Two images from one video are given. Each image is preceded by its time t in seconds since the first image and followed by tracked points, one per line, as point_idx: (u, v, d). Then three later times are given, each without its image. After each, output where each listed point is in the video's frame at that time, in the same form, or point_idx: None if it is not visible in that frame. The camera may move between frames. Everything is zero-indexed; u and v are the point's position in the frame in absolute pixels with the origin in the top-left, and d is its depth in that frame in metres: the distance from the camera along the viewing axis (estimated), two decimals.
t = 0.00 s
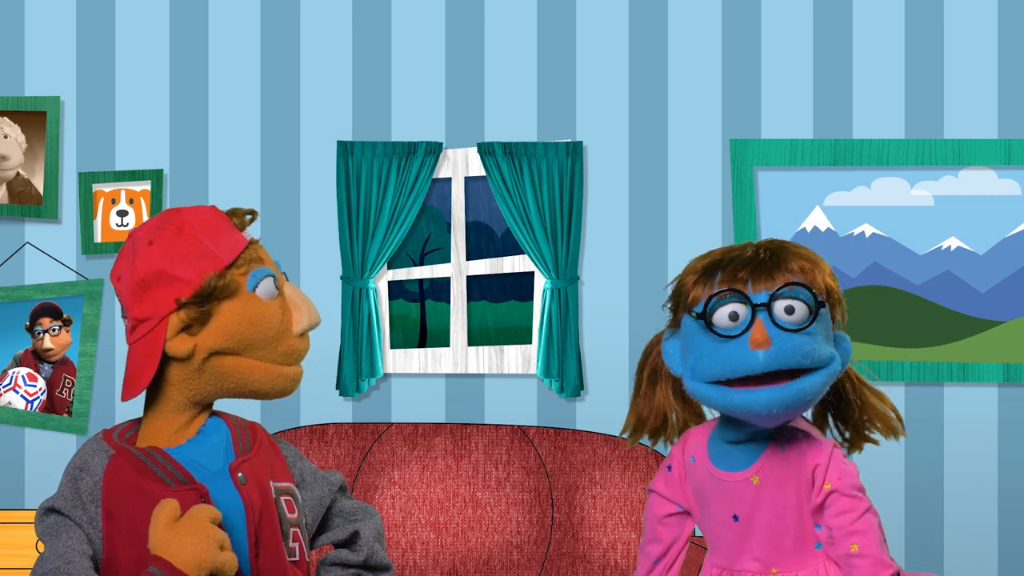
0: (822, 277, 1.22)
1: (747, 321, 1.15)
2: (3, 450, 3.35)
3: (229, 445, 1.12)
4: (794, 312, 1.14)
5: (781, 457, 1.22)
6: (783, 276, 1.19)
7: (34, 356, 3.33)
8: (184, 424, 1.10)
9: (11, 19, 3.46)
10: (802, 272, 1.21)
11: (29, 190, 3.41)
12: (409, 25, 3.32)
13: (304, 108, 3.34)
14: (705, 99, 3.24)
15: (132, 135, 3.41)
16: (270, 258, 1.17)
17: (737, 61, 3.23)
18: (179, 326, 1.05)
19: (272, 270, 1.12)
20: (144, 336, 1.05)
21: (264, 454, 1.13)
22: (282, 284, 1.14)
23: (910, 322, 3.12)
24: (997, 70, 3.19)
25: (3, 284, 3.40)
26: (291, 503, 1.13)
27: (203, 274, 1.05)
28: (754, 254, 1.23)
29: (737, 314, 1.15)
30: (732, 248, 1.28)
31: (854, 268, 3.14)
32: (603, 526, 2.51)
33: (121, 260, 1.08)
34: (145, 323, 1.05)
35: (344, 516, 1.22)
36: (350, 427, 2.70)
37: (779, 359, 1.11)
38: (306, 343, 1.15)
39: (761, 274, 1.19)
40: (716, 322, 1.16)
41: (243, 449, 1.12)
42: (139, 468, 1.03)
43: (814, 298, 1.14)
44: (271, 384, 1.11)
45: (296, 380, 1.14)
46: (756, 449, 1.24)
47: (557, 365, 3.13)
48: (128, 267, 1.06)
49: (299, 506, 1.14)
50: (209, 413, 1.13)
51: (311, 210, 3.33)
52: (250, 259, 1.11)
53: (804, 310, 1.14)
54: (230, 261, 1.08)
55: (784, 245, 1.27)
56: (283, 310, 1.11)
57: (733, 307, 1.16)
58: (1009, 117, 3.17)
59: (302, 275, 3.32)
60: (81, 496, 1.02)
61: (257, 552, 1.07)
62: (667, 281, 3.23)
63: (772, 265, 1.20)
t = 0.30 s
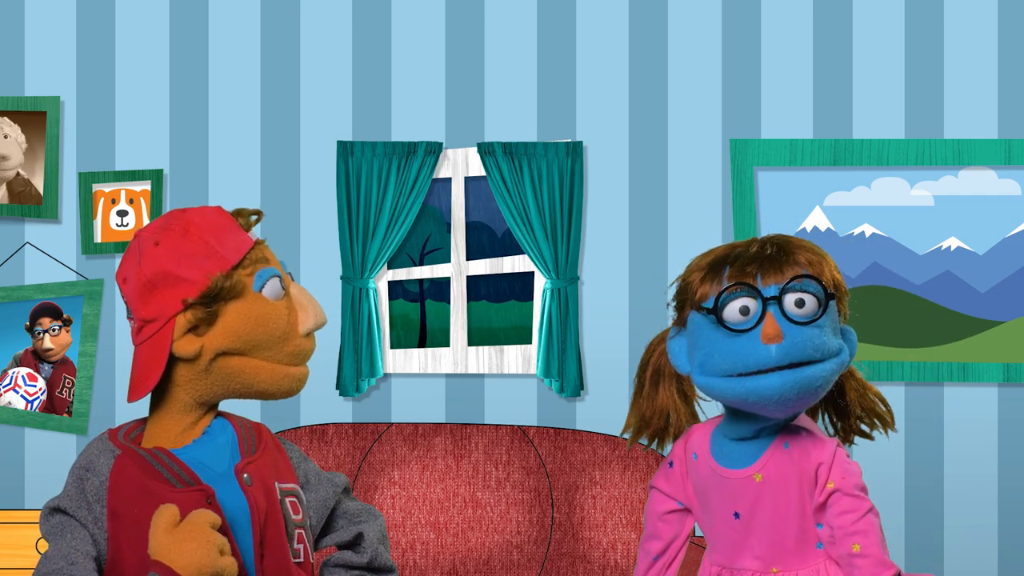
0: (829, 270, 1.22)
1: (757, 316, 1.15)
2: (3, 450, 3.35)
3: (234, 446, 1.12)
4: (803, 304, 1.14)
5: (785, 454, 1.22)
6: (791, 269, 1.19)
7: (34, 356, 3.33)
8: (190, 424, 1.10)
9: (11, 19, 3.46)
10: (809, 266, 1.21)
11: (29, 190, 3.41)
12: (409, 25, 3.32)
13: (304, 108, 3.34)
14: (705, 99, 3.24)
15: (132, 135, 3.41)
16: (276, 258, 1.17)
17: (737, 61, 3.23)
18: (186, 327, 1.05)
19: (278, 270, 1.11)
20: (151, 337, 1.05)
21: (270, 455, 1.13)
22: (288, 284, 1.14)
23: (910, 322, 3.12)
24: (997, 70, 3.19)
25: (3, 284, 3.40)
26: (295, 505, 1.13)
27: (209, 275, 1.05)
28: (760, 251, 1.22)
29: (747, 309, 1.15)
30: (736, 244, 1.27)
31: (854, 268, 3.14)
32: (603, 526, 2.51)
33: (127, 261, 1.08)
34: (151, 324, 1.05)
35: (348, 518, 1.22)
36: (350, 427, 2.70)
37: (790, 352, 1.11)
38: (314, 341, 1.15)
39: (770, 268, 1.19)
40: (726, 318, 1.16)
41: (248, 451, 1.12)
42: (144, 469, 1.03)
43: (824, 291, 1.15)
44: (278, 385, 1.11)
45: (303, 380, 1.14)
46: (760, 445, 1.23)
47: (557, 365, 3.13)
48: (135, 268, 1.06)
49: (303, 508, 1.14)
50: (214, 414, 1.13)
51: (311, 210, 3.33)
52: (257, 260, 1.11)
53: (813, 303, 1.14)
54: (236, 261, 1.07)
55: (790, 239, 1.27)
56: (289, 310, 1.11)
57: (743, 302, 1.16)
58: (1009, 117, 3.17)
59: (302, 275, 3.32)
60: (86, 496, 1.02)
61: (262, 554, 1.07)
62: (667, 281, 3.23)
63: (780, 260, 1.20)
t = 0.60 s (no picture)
0: (828, 274, 1.23)
1: (756, 320, 1.15)
2: (3, 450, 3.35)
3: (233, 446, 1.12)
4: (802, 309, 1.14)
5: (785, 457, 1.22)
6: (791, 274, 1.19)
7: (34, 356, 3.33)
8: (188, 425, 1.10)
9: (11, 19, 3.45)
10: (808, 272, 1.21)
11: (29, 190, 3.41)
12: (409, 26, 3.32)
13: (304, 108, 3.34)
14: (705, 99, 3.24)
15: (132, 135, 3.41)
16: (275, 258, 1.17)
17: (737, 61, 3.23)
18: (185, 326, 1.05)
19: (277, 270, 1.11)
20: (151, 337, 1.05)
21: (268, 455, 1.13)
22: (287, 284, 1.14)
23: (910, 322, 3.12)
24: (997, 70, 3.19)
25: (3, 284, 3.40)
26: (294, 504, 1.13)
27: (208, 275, 1.05)
28: (759, 255, 1.22)
29: (746, 314, 1.15)
30: (737, 247, 1.27)
31: (853, 268, 3.14)
32: (603, 526, 2.51)
33: (127, 261, 1.08)
34: (151, 324, 1.05)
35: (346, 517, 1.22)
36: (349, 427, 2.70)
37: (788, 357, 1.11)
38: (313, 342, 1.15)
39: (769, 273, 1.19)
40: (724, 322, 1.17)
41: (247, 450, 1.12)
42: (142, 468, 1.03)
43: (823, 297, 1.15)
44: (276, 386, 1.11)
45: (301, 380, 1.14)
46: (759, 449, 1.23)
47: (557, 365, 3.13)
48: (134, 268, 1.06)
49: (302, 507, 1.14)
50: (213, 414, 1.13)
51: (311, 210, 3.33)
52: (256, 260, 1.11)
53: (811, 309, 1.14)
54: (235, 262, 1.08)
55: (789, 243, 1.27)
56: (288, 310, 1.11)
57: (742, 307, 1.16)
58: (1009, 117, 3.17)
59: (302, 275, 3.32)
60: (84, 496, 1.02)
61: (260, 553, 1.07)
62: (667, 282, 3.23)
63: (779, 265, 1.20)
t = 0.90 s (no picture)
0: (829, 286, 1.21)
1: (754, 338, 1.15)
2: (3, 450, 3.35)
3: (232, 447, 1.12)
4: (801, 324, 1.14)
5: (796, 463, 1.23)
6: (787, 287, 1.18)
7: (34, 356, 3.33)
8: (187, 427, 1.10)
9: (11, 19, 3.45)
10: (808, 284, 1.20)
11: (29, 190, 3.41)
12: (409, 26, 3.32)
13: (304, 108, 3.34)
14: (705, 99, 3.24)
15: (132, 135, 3.41)
16: (249, 258, 1.14)
17: (737, 61, 3.23)
18: (185, 361, 1.05)
19: (257, 274, 1.09)
20: (152, 375, 1.05)
21: (268, 456, 1.13)
22: (267, 280, 1.12)
23: (910, 322, 3.12)
24: (997, 70, 3.19)
25: (3, 284, 3.40)
26: (293, 506, 1.13)
27: (196, 308, 1.04)
28: (757, 268, 1.22)
29: (744, 332, 1.15)
30: (743, 258, 1.27)
31: (854, 268, 3.14)
32: (603, 526, 2.51)
33: (107, 304, 1.06)
34: (149, 365, 1.05)
35: (346, 518, 1.22)
36: (349, 427, 2.70)
37: (787, 373, 1.11)
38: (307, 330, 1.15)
39: (765, 288, 1.19)
40: (723, 340, 1.17)
41: (246, 451, 1.12)
42: (141, 470, 1.03)
43: (822, 311, 1.14)
44: (284, 379, 1.12)
45: (302, 356, 1.14)
46: (769, 454, 1.24)
47: (557, 365, 3.13)
48: (118, 312, 1.04)
49: (301, 508, 1.14)
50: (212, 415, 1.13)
51: (311, 210, 3.33)
52: (234, 270, 1.09)
53: (811, 322, 1.14)
54: (215, 284, 1.06)
55: (788, 251, 1.26)
56: (275, 305, 1.09)
57: (740, 324, 1.16)
58: (1009, 117, 3.17)
59: (302, 275, 3.32)
60: (83, 498, 1.03)
61: (259, 555, 1.07)
62: (667, 282, 3.23)
63: (774, 277, 1.20)
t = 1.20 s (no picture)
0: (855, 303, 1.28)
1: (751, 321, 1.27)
2: (3, 450, 3.35)
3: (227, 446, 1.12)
4: (794, 326, 1.23)
5: (813, 461, 1.28)
6: (804, 292, 1.28)
7: (34, 356, 3.33)
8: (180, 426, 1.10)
9: (11, 19, 3.46)
10: (826, 292, 1.27)
11: (29, 190, 3.41)
12: (409, 26, 3.32)
13: (304, 108, 3.34)
14: (705, 99, 3.24)
15: (132, 135, 3.41)
16: (237, 257, 1.14)
17: (737, 61, 3.23)
18: (172, 364, 1.05)
19: (245, 276, 1.09)
20: (140, 378, 1.05)
21: (262, 455, 1.13)
22: (256, 282, 1.12)
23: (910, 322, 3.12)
24: (997, 70, 3.19)
25: (3, 284, 3.40)
26: (288, 504, 1.13)
27: (181, 312, 1.04)
28: (792, 264, 1.32)
29: (744, 313, 1.27)
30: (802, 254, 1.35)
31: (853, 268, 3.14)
32: (603, 526, 2.51)
33: (95, 307, 1.06)
34: (137, 369, 1.05)
35: (342, 517, 1.22)
36: (349, 427, 2.70)
37: (759, 363, 1.23)
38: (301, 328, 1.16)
39: (785, 283, 1.30)
40: (727, 316, 1.29)
41: (240, 450, 1.12)
42: (134, 469, 1.03)
43: (818, 315, 1.22)
44: (274, 380, 1.13)
45: (296, 356, 1.15)
46: (784, 454, 1.30)
47: (557, 365, 3.13)
48: (105, 316, 1.05)
49: (296, 507, 1.14)
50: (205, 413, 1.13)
51: (311, 210, 3.33)
52: (221, 273, 1.09)
53: (808, 325, 1.23)
54: (202, 288, 1.05)
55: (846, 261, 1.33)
56: (265, 309, 1.10)
57: (743, 306, 1.28)
58: (1009, 117, 3.17)
59: (302, 276, 3.32)
60: (77, 498, 1.03)
61: (253, 554, 1.07)
62: (667, 282, 3.23)
63: (800, 278, 1.29)
